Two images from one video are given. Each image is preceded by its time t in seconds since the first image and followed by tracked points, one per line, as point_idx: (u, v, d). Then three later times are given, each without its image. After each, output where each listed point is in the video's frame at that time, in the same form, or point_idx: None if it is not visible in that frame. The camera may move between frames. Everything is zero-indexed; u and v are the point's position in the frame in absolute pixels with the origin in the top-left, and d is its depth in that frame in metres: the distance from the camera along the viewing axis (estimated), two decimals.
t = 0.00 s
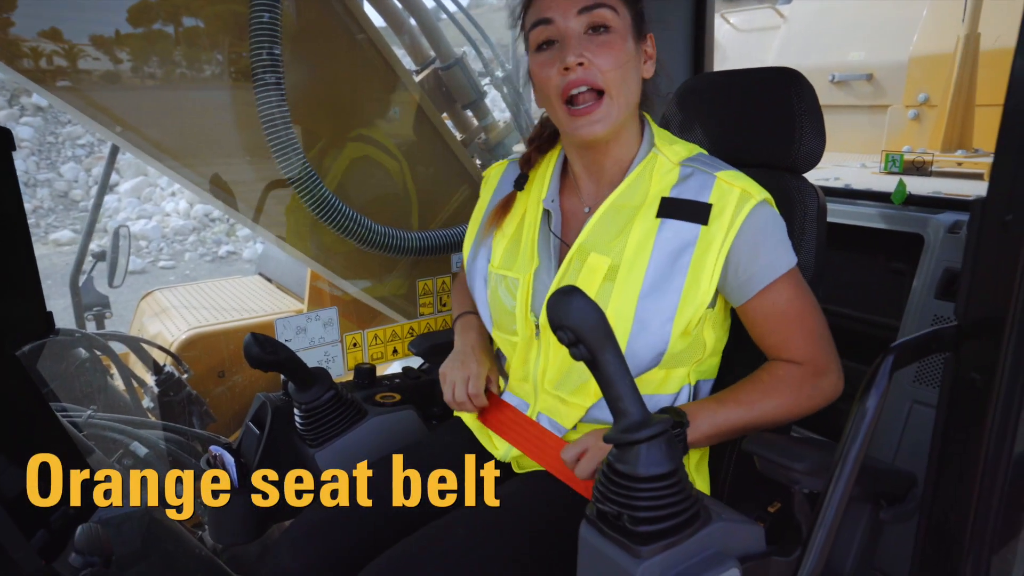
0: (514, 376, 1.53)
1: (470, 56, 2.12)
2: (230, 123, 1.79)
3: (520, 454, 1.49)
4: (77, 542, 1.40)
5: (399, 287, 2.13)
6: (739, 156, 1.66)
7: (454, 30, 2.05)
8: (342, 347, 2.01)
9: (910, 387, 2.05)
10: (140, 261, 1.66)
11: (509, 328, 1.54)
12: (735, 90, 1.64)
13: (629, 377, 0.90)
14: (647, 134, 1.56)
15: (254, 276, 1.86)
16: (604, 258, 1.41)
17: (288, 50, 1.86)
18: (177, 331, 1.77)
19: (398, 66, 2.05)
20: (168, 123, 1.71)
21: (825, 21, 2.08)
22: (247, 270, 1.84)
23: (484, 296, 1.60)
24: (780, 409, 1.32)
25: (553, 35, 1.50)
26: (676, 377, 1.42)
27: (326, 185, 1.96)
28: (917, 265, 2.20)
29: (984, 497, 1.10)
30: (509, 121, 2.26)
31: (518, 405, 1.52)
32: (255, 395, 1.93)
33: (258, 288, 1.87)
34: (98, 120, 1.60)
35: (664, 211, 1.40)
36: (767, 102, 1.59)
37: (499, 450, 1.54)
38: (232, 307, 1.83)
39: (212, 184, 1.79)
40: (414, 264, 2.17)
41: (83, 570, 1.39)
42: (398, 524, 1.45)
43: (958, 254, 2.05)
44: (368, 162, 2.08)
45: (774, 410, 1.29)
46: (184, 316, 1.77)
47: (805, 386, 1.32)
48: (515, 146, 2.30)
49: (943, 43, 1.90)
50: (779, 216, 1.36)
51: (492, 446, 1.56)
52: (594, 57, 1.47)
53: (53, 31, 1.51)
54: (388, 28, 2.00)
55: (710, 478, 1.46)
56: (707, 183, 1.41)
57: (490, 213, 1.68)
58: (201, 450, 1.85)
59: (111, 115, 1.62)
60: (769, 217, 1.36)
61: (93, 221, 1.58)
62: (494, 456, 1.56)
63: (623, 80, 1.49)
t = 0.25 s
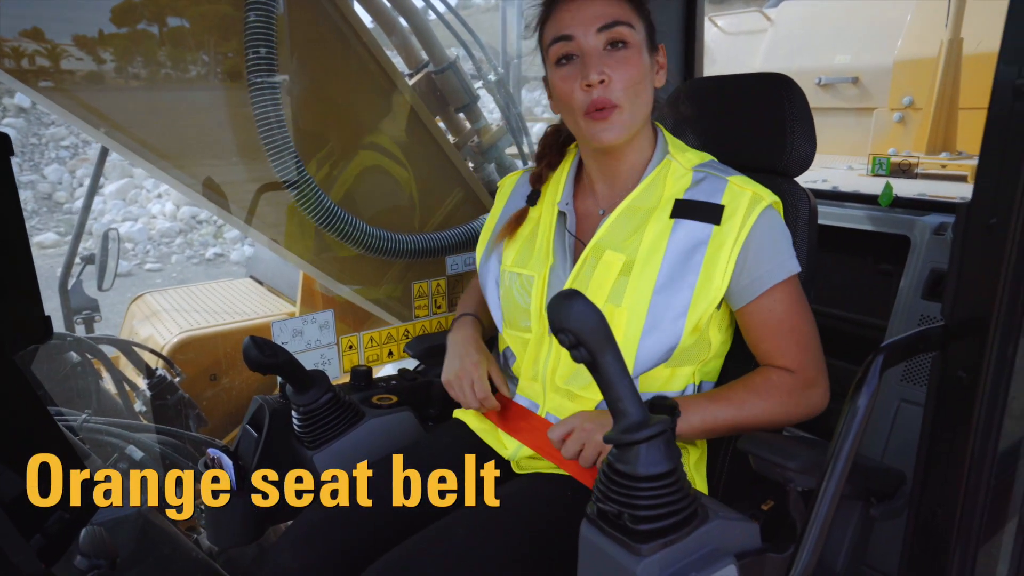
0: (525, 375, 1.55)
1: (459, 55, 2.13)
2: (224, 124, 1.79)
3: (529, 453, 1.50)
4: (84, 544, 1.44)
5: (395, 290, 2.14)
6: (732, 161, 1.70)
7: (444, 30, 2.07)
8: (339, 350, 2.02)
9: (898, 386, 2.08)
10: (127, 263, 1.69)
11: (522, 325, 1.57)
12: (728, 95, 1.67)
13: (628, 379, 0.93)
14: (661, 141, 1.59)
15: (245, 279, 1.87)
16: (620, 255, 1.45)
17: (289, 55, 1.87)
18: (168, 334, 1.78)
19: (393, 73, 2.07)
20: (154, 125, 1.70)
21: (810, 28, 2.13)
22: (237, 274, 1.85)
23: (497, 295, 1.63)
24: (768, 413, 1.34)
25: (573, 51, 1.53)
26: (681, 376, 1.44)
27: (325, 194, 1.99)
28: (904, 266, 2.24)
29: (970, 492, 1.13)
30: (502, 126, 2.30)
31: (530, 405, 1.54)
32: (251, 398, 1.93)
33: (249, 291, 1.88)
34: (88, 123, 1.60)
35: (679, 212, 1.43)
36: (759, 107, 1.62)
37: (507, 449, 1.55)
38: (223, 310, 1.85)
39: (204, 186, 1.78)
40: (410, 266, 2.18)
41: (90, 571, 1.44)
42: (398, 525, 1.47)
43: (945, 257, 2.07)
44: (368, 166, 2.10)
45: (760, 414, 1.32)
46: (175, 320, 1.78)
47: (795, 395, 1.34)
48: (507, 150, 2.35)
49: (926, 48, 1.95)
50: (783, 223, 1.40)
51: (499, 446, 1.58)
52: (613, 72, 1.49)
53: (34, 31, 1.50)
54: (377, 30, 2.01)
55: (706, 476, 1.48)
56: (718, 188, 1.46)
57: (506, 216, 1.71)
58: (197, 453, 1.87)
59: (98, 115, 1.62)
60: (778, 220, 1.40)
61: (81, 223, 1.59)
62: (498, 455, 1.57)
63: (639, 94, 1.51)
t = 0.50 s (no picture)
0: (523, 380, 1.54)
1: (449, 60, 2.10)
2: (216, 127, 1.83)
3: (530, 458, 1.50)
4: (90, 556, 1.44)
5: (388, 297, 2.17)
6: (722, 170, 1.73)
7: (431, 33, 2.04)
8: (334, 357, 2.02)
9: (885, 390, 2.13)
10: (113, 269, 1.63)
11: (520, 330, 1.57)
12: (717, 106, 1.70)
13: (624, 387, 0.95)
14: (656, 152, 1.63)
15: (237, 286, 1.85)
16: (616, 258, 1.47)
17: (283, 63, 1.91)
18: (160, 342, 1.76)
19: (389, 85, 2.12)
20: (143, 127, 1.74)
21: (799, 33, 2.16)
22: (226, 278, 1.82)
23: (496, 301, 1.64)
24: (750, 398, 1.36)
25: (585, 63, 1.55)
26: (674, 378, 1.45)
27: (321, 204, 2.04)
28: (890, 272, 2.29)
29: (954, 495, 1.17)
30: (494, 134, 2.28)
31: (529, 410, 1.53)
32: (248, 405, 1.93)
33: (241, 298, 1.86)
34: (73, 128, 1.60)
35: (673, 217, 1.47)
36: (748, 118, 1.66)
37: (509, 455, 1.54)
38: (214, 317, 1.83)
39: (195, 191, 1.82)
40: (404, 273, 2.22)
41: None
42: (394, 530, 1.49)
43: (929, 264, 2.17)
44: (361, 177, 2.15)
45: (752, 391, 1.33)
46: (167, 326, 1.76)
47: (775, 392, 1.38)
48: (499, 158, 2.34)
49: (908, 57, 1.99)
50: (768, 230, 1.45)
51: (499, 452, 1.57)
52: (620, 91, 1.52)
53: (17, 33, 1.50)
54: (365, 32, 2.01)
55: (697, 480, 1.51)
56: (710, 196, 1.51)
57: (501, 225, 1.74)
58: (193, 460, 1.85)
59: (82, 119, 1.62)
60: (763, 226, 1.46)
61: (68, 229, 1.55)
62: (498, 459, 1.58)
63: (639, 113, 1.55)
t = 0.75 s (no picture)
0: (512, 394, 1.56)
1: (432, 66, 2.10)
2: (207, 134, 1.84)
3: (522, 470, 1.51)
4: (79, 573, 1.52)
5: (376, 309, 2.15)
6: (709, 186, 1.75)
7: (418, 42, 2.03)
8: (326, 370, 2.03)
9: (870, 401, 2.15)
10: (102, 277, 1.65)
11: (508, 344, 1.58)
12: (705, 123, 1.73)
13: (613, 404, 0.97)
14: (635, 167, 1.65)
15: (227, 295, 1.90)
16: (601, 272, 1.47)
17: (277, 75, 1.94)
18: (150, 353, 1.76)
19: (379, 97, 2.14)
20: (128, 133, 1.71)
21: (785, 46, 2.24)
22: (216, 285, 1.86)
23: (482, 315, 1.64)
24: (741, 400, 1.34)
25: (563, 82, 1.57)
26: (659, 389, 1.48)
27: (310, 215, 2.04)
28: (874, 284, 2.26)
29: (936, 509, 1.19)
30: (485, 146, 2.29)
31: (519, 423, 1.54)
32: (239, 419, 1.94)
33: (230, 307, 1.90)
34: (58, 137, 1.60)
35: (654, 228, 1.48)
36: (733, 135, 1.68)
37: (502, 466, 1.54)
38: (204, 328, 1.85)
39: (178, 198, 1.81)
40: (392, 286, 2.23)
41: None
42: (386, 543, 1.50)
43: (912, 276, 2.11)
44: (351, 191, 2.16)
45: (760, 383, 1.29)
46: (157, 338, 1.77)
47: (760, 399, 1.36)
48: (491, 170, 2.34)
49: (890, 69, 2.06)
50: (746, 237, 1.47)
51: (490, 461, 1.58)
52: (597, 108, 1.54)
53: (4, 39, 1.50)
54: (354, 41, 2.03)
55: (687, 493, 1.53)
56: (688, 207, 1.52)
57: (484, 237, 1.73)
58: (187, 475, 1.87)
59: (72, 126, 1.62)
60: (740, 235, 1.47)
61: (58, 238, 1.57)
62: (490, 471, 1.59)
63: (619, 129, 1.57)
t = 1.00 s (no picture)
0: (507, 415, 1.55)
1: (424, 75, 2.17)
2: (201, 140, 1.83)
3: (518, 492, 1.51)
4: None
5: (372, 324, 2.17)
6: (703, 203, 1.76)
7: (410, 52, 2.10)
8: (321, 387, 2.04)
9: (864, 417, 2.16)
10: (97, 285, 1.67)
11: (502, 365, 1.59)
12: (698, 141, 1.73)
13: (607, 427, 0.97)
14: (629, 188, 1.65)
15: (221, 307, 1.89)
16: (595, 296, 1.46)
17: (268, 89, 1.93)
18: (144, 365, 1.75)
19: (373, 110, 2.15)
20: (118, 141, 1.71)
21: (777, 58, 2.27)
22: (210, 294, 1.87)
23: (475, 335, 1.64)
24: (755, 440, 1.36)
25: (549, 114, 1.57)
26: (655, 410, 1.48)
27: (303, 230, 2.05)
28: (867, 299, 2.28)
29: (930, 530, 1.19)
30: (480, 160, 2.37)
31: (513, 441, 1.54)
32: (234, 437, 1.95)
33: (224, 318, 1.90)
34: (49, 147, 1.61)
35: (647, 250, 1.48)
36: (727, 154, 1.69)
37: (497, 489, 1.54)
38: (198, 340, 1.85)
39: (169, 209, 1.80)
40: (387, 301, 2.24)
41: None
42: (380, 562, 1.49)
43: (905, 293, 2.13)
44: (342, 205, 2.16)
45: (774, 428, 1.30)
46: (150, 350, 1.77)
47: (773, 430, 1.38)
48: (484, 183, 2.43)
49: (881, 83, 2.09)
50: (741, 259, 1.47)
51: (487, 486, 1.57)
52: (585, 137, 1.54)
53: None
54: (342, 49, 2.02)
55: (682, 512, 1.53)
56: (683, 229, 1.52)
57: (477, 259, 1.72)
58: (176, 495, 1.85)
59: (64, 134, 1.63)
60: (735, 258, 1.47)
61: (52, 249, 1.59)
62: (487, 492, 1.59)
63: (609, 155, 1.56)
